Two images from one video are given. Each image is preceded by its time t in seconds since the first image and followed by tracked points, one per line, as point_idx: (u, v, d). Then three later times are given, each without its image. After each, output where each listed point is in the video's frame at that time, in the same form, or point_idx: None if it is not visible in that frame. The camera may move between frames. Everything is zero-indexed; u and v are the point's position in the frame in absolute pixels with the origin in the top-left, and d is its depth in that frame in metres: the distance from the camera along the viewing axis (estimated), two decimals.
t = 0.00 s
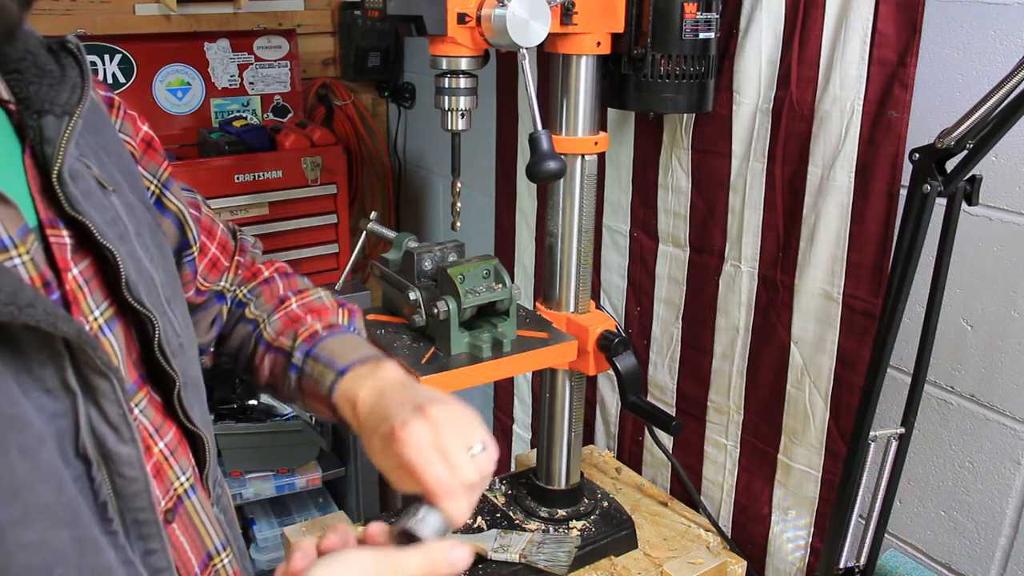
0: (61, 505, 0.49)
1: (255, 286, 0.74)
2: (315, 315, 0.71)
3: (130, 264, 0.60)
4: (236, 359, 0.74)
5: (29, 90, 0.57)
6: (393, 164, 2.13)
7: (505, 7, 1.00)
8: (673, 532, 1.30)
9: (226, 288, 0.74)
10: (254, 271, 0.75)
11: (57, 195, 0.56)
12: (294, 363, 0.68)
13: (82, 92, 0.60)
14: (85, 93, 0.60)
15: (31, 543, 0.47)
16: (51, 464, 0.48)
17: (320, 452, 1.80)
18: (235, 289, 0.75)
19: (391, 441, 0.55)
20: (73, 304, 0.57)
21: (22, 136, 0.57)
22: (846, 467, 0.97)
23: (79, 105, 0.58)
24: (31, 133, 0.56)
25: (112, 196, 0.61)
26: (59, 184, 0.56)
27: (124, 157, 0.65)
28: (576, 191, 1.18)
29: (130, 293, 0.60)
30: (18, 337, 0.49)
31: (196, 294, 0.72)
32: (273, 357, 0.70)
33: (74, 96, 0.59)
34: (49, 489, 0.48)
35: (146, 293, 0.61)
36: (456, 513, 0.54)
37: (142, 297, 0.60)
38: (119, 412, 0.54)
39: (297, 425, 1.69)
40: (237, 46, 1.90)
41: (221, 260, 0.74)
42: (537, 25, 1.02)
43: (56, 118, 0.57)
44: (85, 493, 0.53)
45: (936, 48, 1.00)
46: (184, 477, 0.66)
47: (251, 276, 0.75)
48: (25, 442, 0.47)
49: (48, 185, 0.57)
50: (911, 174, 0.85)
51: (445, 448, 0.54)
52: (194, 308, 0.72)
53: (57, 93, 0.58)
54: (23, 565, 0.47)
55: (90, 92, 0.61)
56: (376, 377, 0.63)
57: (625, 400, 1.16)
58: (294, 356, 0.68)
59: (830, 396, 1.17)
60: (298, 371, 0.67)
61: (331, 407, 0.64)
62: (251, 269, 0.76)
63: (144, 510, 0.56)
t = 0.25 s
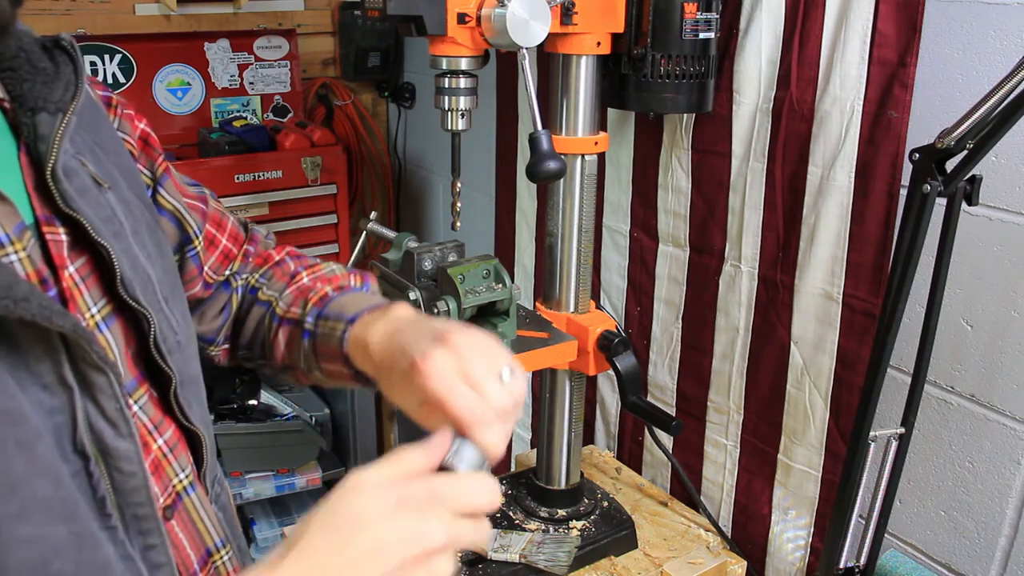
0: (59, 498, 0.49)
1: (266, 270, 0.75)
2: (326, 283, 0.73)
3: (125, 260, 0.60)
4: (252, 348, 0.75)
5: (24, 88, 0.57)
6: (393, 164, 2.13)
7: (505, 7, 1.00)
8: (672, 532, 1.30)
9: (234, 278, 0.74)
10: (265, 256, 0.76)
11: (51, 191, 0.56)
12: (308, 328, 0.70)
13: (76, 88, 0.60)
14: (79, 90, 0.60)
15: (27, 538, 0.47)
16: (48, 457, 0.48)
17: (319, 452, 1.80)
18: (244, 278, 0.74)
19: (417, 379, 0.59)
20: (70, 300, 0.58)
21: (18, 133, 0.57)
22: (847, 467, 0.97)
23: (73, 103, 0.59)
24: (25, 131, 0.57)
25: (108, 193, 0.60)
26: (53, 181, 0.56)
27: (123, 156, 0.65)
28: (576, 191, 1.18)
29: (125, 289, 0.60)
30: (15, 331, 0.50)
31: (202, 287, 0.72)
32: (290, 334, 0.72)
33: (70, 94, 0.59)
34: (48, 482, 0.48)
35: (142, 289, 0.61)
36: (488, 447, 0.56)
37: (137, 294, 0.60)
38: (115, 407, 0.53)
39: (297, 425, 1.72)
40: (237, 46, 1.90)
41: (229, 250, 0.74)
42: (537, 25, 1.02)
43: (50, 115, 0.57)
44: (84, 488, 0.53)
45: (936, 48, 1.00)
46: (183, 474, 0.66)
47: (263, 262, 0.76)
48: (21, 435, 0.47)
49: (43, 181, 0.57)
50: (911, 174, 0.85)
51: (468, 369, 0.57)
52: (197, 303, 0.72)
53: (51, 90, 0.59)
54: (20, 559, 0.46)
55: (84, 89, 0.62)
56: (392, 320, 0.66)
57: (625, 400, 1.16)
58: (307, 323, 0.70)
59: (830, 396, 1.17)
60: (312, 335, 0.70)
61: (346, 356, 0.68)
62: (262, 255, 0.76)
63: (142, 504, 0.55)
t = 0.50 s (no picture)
0: (49, 498, 0.51)
1: (277, 244, 0.79)
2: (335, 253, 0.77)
3: (117, 258, 0.61)
4: (273, 320, 0.79)
5: (12, 85, 0.57)
6: (393, 164, 2.13)
7: (505, 7, 1.00)
8: (673, 532, 1.30)
9: (247, 256, 0.77)
10: (277, 230, 0.79)
11: (42, 190, 0.57)
12: (321, 300, 0.74)
13: (67, 86, 0.61)
14: (69, 87, 0.61)
15: (17, 536, 0.49)
16: (37, 457, 0.50)
17: (319, 453, 1.80)
18: (257, 254, 0.78)
19: (416, 344, 0.63)
20: (62, 300, 0.59)
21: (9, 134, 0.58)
22: (847, 467, 0.96)
23: (62, 100, 0.60)
24: (15, 129, 0.57)
25: (100, 191, 0.61)
26: (42, 179, 0.57)
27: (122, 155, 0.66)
28: (576, 191, 1.18)
29: (117, 287, 0.60)
30: (4, 331, 0.52)
31: (215, 268, 0.74)
32: (306, 307, 0.76)
33: (60, 91, 0.60)
34: (38, 482, 0.50)
35: (134, 286, 0.62)
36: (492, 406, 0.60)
37: (129, 292, 0.61)
38: (107, 406, 0.56)
39: (297, 424, 1.76)
40: (237, 45, 1.90)
41: (239, 229, 0.76)
42: (537, 25, 1.02)
43: (39, 113, 0.58)
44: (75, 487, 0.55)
45: (936, 48, 1.00)
46: (180, 473, 0.66)
47: (275, 236, 0.79)
48: (12, 435, 0.49)
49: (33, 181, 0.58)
50: (911, 174, 0.85)
51: (464, 331, 0.62)
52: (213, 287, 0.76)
53: (40, 87, 0.59)
54: (13, 558, 0.48)
55: (74, 86, 0.62)
56: (399, 286, 0.71)
57: (625, 400, 1.17)
58: (320, 296, 0.74)
59: (830, 396, 1.17)
60: (327, 306, 0.73)
61: (359, 328, 0.72)
62: (274, 230, 0.79)
63: (136, 504, 0.58)
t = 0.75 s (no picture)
0: (47, 499, 0.51)
1: (276, 243, 0.80)
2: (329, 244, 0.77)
3: (113, 257, 0.61)
4: (269, 320, 0.80)
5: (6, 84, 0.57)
6: (392, 164, 2.13)
7: (505, 7, 1.00)
8: (672, 532, 1.30)
9: (246, 256, 0.78)
10: (275, 231, 0.81)
11: (36, 189, 0.57)
12: (314, 287, 0.75)
13: (60, 85, 0.61)
14: (62, 87, 0.61)
15: (15, 537, 0.49)
16: (35, 457, 0.50)
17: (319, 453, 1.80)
18: (256, 254, 0.79)
19: (424, 319, 0.64)
20: (59, 299, 0.59)
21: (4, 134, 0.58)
22: (847, 466, 0.97)
23: (56, 100, 0.60)
24: (8, 128, 0.57)
25: (96, 191, 0.61)
26: (37, 178, 0.57)
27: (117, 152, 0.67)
28: (576, 191, 1.18)
29: (113, 287, 0.60)
30: None
31: (213, 270, 0.75)
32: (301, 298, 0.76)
33: (54, 91, 0.60)
34: (36, 483, 0.50)
35: (131, 286, 0.62)
36: (506, 378, 0.59)
37: (125, 291, 0.61)
38: (105, 406, 0.56)
39: (297, 424, 1.76)
40: (236, 46, 1.90)
41: (239, 230, 0.77)
42: (538, 25, 1.02)
43: (34, 113, 0.58)
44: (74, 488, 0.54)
45: (936, 48, 1.00)
46: (178, 473, 0.66)
47: (273, 236, 0.80)
48: (8, 436, 0.49)
49: (27, 180, 0.58)
50: (911, 174, 0.85)
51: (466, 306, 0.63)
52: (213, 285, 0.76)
53: (34, 87, 0.59)
54: (13, 559, 0.48)
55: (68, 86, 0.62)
56: (398, 260, 0.72)
57: (625, 400, 1.17)
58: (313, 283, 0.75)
59: (830, 396, 1.17)
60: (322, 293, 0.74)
61: (354, 307, 0.73)
62: (272, 230, 0.81)
63: (135, 504, 0.57)
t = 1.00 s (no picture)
0: (44, 502, 0.52)
1: (271, 271, 0.80)
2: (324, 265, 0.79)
3: (108, 260, 0.62)
4: (256, 349, 0.79)
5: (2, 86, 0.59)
6: (392, 165, 2.13)
7: (505, 7, 1.00)
8: (672, 532, 1.30)
9: (237, 279, 0.78)
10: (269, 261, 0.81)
11: (31, 192, 0.58)
12: (317, 303, 0.77)
13: (54, 84, 0.62)
14: (58, 88, 0.62)
15: (11, 540, 0.50)
16: (31, 462, 0.51)
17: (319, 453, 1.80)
18: (249, 279, 0.79)
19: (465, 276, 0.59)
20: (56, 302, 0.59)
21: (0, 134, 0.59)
22: (847, 466, 0.97)
23: (51, 100, 0.61)
24: (4, 129, 0.59)
25: (91, 191, 0.62)
26: (31, 181, 0.58)
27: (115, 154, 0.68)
28: (576, 191, 1.18)
29: (108, 290, 0.62)
30: None
31: (200, 289, 0.75)
32: (295, 315, 0.77)
33: (47, 89, 0.61)
34: (32, 486, 0.52)
35: (126, 289, 0.63)
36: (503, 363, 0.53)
37: (121, 294, 0.62)
38: (101, 408, 0.57)
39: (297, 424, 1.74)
40: (236, 46, 1.90)
41: (231, 254, 0.78)
42: (537, 25, 1.02)
43: (29, 114, 0.59)
44: (71, 490, 0.56)
45: (936, 48, 1.00)
46: (177, 475, 0.68)
47: (267, 266, 0.81)
48: (4, 440, 0.50)
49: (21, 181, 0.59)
50: (911, 174, 0.85)
51: (495, 307, 0.55)
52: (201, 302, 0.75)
53: (29, 88, 0.60)
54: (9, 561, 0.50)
55: (63, 86, 0.63)
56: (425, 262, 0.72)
57: (625, 400, 1.17)
58: (316, 297, 0.77)
59: (830, 395, 1.17)
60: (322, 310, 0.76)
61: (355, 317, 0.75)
62: (265, 261, 0.81)
63: (132, 506, 0.59)
